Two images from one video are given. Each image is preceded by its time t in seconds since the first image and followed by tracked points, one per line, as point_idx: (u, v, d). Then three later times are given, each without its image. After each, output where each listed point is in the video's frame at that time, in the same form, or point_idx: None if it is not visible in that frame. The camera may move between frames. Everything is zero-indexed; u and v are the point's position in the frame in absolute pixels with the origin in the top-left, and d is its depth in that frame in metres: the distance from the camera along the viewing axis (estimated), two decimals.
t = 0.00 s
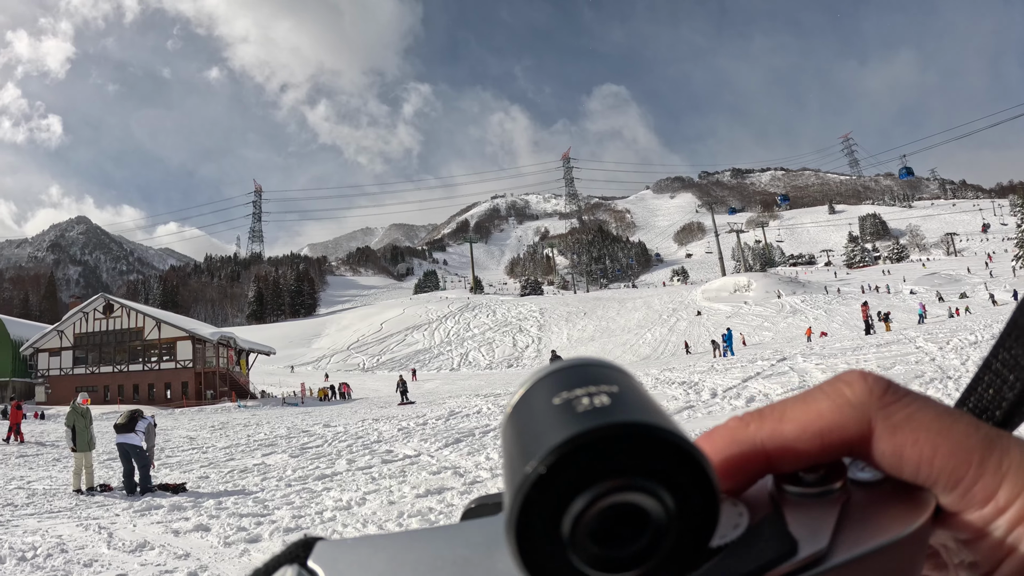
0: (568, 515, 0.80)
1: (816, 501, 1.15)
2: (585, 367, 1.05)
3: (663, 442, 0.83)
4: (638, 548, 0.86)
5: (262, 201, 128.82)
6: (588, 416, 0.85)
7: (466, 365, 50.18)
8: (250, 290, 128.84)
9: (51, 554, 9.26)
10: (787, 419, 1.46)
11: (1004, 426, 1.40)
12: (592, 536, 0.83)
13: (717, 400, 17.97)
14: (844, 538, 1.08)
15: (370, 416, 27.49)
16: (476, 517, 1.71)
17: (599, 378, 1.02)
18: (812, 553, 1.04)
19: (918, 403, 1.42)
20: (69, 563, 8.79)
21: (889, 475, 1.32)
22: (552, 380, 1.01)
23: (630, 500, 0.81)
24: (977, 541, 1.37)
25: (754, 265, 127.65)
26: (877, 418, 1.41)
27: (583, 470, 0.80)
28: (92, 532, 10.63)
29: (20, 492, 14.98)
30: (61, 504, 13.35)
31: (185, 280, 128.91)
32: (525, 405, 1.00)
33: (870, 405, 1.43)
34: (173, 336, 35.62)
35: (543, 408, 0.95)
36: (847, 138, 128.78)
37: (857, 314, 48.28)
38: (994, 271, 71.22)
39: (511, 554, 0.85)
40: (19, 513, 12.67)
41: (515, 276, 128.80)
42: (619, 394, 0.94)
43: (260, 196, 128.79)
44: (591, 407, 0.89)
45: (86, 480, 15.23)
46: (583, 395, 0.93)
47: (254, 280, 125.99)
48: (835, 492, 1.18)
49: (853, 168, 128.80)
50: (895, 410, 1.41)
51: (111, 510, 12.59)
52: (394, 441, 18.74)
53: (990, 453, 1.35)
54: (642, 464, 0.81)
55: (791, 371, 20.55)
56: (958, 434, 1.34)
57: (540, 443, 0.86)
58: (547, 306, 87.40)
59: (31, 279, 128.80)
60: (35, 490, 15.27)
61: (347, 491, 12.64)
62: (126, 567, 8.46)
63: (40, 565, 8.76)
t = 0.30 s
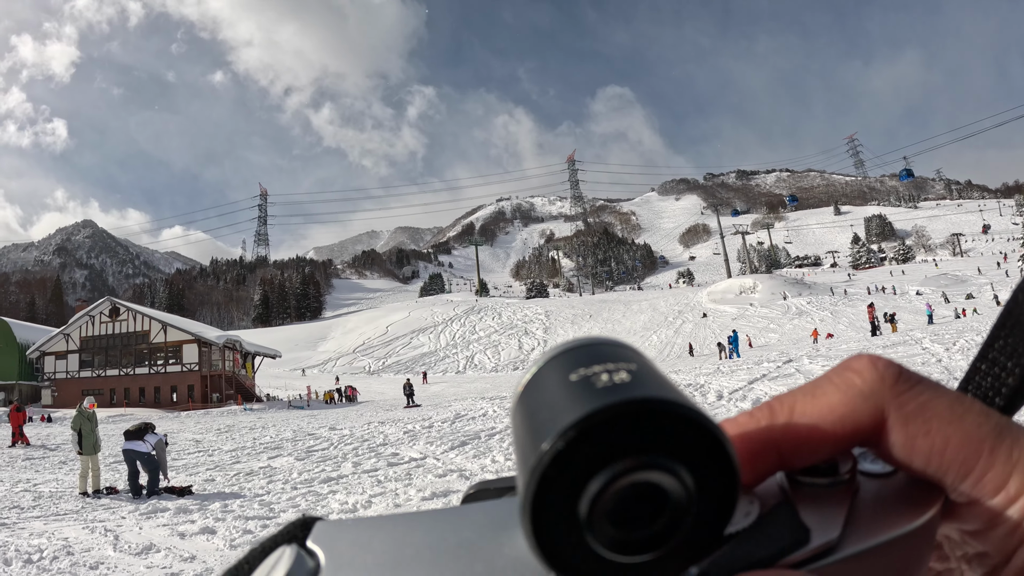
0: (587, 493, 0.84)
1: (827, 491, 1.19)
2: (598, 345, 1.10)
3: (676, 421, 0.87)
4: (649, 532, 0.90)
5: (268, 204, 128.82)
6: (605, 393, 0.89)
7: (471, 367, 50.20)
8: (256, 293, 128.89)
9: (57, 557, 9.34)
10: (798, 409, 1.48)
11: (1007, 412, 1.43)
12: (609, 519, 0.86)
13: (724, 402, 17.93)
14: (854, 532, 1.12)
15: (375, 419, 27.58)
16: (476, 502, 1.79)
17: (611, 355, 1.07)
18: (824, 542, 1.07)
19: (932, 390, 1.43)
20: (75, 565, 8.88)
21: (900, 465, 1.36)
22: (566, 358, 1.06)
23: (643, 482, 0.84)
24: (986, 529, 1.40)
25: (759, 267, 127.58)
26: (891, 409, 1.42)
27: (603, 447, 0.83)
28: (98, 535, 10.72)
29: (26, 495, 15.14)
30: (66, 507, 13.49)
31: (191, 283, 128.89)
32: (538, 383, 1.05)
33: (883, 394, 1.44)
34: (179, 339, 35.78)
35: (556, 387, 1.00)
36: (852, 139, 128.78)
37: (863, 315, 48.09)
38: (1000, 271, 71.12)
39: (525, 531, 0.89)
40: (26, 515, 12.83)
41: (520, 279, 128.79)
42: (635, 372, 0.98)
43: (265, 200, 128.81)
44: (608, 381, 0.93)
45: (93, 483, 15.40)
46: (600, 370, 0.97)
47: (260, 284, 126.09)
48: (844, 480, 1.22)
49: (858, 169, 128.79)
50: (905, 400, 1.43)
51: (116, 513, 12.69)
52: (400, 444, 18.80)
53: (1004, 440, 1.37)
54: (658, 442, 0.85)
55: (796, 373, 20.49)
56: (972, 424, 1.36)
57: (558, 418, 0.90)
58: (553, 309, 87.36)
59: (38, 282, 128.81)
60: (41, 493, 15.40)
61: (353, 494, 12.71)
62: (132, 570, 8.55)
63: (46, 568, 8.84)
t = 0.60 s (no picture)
0: (596, 505, 0.82)
1: (834, 497, 1.18)
2: (605, 353, 1.10)
3: (683, 431, 0.84)
4: (660, 542, 0.89)
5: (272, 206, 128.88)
6: (611, 403, 0.89)
7: (476, 369, 50.29)
8: (260, 295, 128.89)
9: (62, 558, 9.45)
10: (807, 414, 1.43)
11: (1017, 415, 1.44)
12: (614, 530, 0.85)
13: (729, 403, 17.94)
14: (862, 538, 1.10)
15: (380, 420, 27.68)
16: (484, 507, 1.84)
17: (619, 362, 1.06)
18: (831, 549, 1.06)
19: (945, 393, 1.36)
20: (81, 567, 8.97)
21: (907, 472, 1.31)
22: (572, 368, 1.05)
23: (651, 492, 0.82)
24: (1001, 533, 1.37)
25: (764, 268, 127.59)
26: (901, 412, 1.36)
27: (612, 460, 0.81)
28: (103, 536, 10.84)
29: (32, 497, 15.26)
30: (72, 509, 13.62)
31: (196, 286, 128.92)
32: (544, 392, 1.04)
33: (895, 396, 1.38)
34: (184, 341, 35.96)
35: (564, 396, 0.99)
36: (856, 140, 128.81)
37: (868, 316, 48.01)
38: (1005, 271, 71.02)
39: (531, 543, 0.87)
40: (32, 517, 12.96)
41: (525, 281, 128.82)
42: (642, 383, 0.96)
43: (270, 202, 128.83)
44: (616, 393, 0.92)
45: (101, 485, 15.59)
46: (608, 380, 0.97)
47: (265, 286, 126.29)
48: (853, 485, 1.20)
49: (862, 169, 128.79)
50: (920, 403, 1.37)
51: (122, 514, 12.82)
52: (405, 446, 18.90)
53: (1013, 444, 1.31)
54: (668, 453, 0.83)
55: (801, 374, 20.48)
56: (982, 426, 1.31)
57: (565, 430, 0.89)
58: (557, 310, 87.38)
59: (43, 285, 128.83)
60: (47, 495, 15.55)
61: (358, 496, 12.79)
62: (137, 572, 8.63)
63: (52, 570, 8.95)
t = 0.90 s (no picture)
0: (594, 537, 0.76)
1: (833, 513, 1.15)
2: (606, 372, 1.06)
3: (690, 465, 0.77)
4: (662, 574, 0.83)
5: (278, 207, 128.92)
6: (612, 435, 0.82)
7: (481, 369, 50.41)
8: (266, 296, 128.76)
9: (69, 559, 9.60)
10: (805, 428, 1.43)
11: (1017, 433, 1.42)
12: (614, 565, 0.79)
13: (735, 402, 17.94)
14: (866, 555, 1.07)
15: (386, 421, 27.81)
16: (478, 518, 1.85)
17: (621, 386, 1.02)
18: (832, 569, 1.02)
19: (943, 408, 1.38)
20: (88, 568, 9.10)
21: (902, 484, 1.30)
22: (571, 387, 1.03)
23: (656, 528, 0.76)
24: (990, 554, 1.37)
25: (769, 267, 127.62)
26: (897, 425, 1.37)
27: (608, 492, 0.75)
28: (110, 537, 11.00)
29: (38, 498, 15.42)
30: (78, 510, 13.79)
31: (201, 287, 128.92)
32: (541, 411, 1.01)
33: (889, 411, 1.40)
34: (191, 342, 36.17)
35: (562, 421, 0.94)
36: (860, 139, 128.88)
37: (874, 315, 47.91)
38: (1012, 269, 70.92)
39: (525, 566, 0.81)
40: (39, 517, 13.14)
41: (530, 280, 128.81)
42: (643, 411, 0.91)
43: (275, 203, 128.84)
44: (614, 422, 0.87)
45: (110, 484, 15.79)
46: (606, 409, 0.91)
47: (270, 287, 126.47)
48: (853, 501, 1.18)
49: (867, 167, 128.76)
50: (916, 420, 1.37)
51: (128, 515, 12.97)
52: (410, 446, 19.01)
53: (1013, 464, 1.31)
54: (674, 489, 0.77)
55: (807, 373, 20.45)
56: (978, 447, 1.32)
57: (563, 461, 0.83)
58: (562, 310, 87.31)
59: (49, 286, 128.79)
60: (53, 496, 15.75)
61: (364, 496, 12.90)
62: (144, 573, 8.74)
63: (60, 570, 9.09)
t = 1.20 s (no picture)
0: (613, 536, 0.80)
1: (844, 514, 1.14)
2: (617, 375, 1.12)
3: (706, 464, 0.82)
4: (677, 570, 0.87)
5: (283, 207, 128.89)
6: (629, 437, 0.88)
7: (487, 368, 50.53)
8: (271, 296, 128.74)
9: (75, 558, 9.75)
10: (814, 426, 1.44)
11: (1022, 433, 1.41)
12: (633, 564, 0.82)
13: (740, 400, 17.95)
14: (876, 552, 1.08)
15: (391, 420, 27.96)
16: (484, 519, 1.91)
17: (634, 389, 1.08)
18: (845, 568, 1.02)
19: (953, 409, 1.38)
20: (95, 567, 9.27)
21: (913, 482, 1.30)
22: (583, 390, 1.08)
23: (671, 526, 0.81)
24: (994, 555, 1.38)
25: (774, 264, 127.52)
26: (906, 422, 1.37)
27: (624, 492, 0.80)
28: (116, 537, 11.17)
29: (46, 498, 15.63)
30: (85, 509, 13.99)
31: (207, 287, 128.87)
32: (557, 414, 1.06)
33: (900, 408, 1.41)
34: (197, 343, 36.39)
35: (577, 422, 1.00)
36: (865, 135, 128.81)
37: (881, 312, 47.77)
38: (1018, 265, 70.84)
39: (544, 566, 0.86)
40: (46, 517, 13.33)
41: (535, 279, 128.81)
42: (658, 414, 0.96)
43: (280, 203, 128.83)
44: (631, 424, 0.92)
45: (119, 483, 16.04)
46: (623, 411, 0.97)
47: (276, 286, 126.64)
48: (862, 499, 1.19)
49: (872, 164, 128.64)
50: (924, 419, 1.38)
51: (135, 515, 13.16)
52: (416, 445, 19.14)
53: (1016, 469, 1.32)
54: (688, 487, 0.81)
55: (813, 371, 20.43)
56: (987, 449, 1.32)
57: (579, 464, 0.88)
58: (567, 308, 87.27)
59: (54, 287, 128.66)
60: (60, 496, 15.93)
61: (370, 495, 13.02)
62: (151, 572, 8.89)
63: (67, 569, 9.26)
